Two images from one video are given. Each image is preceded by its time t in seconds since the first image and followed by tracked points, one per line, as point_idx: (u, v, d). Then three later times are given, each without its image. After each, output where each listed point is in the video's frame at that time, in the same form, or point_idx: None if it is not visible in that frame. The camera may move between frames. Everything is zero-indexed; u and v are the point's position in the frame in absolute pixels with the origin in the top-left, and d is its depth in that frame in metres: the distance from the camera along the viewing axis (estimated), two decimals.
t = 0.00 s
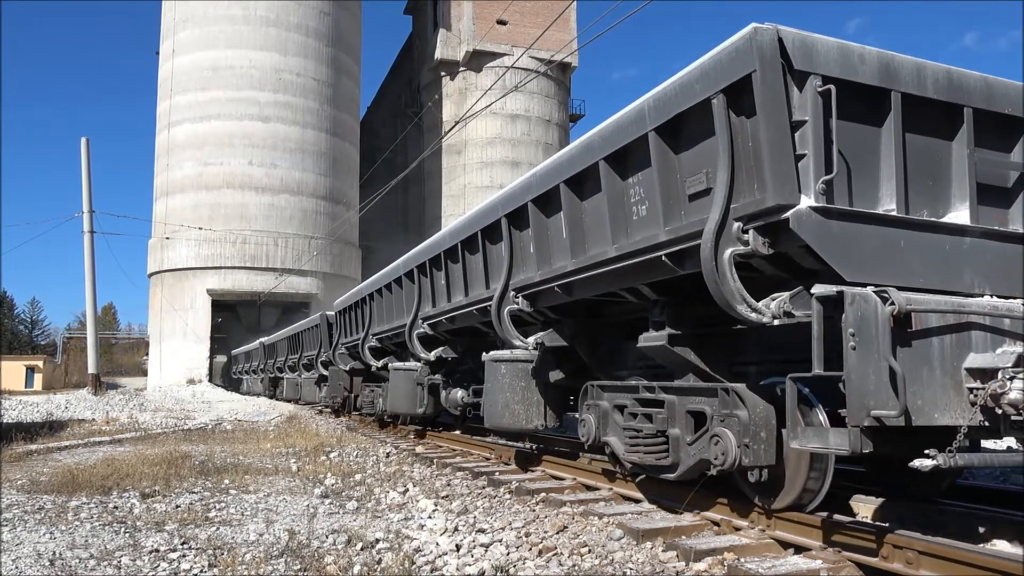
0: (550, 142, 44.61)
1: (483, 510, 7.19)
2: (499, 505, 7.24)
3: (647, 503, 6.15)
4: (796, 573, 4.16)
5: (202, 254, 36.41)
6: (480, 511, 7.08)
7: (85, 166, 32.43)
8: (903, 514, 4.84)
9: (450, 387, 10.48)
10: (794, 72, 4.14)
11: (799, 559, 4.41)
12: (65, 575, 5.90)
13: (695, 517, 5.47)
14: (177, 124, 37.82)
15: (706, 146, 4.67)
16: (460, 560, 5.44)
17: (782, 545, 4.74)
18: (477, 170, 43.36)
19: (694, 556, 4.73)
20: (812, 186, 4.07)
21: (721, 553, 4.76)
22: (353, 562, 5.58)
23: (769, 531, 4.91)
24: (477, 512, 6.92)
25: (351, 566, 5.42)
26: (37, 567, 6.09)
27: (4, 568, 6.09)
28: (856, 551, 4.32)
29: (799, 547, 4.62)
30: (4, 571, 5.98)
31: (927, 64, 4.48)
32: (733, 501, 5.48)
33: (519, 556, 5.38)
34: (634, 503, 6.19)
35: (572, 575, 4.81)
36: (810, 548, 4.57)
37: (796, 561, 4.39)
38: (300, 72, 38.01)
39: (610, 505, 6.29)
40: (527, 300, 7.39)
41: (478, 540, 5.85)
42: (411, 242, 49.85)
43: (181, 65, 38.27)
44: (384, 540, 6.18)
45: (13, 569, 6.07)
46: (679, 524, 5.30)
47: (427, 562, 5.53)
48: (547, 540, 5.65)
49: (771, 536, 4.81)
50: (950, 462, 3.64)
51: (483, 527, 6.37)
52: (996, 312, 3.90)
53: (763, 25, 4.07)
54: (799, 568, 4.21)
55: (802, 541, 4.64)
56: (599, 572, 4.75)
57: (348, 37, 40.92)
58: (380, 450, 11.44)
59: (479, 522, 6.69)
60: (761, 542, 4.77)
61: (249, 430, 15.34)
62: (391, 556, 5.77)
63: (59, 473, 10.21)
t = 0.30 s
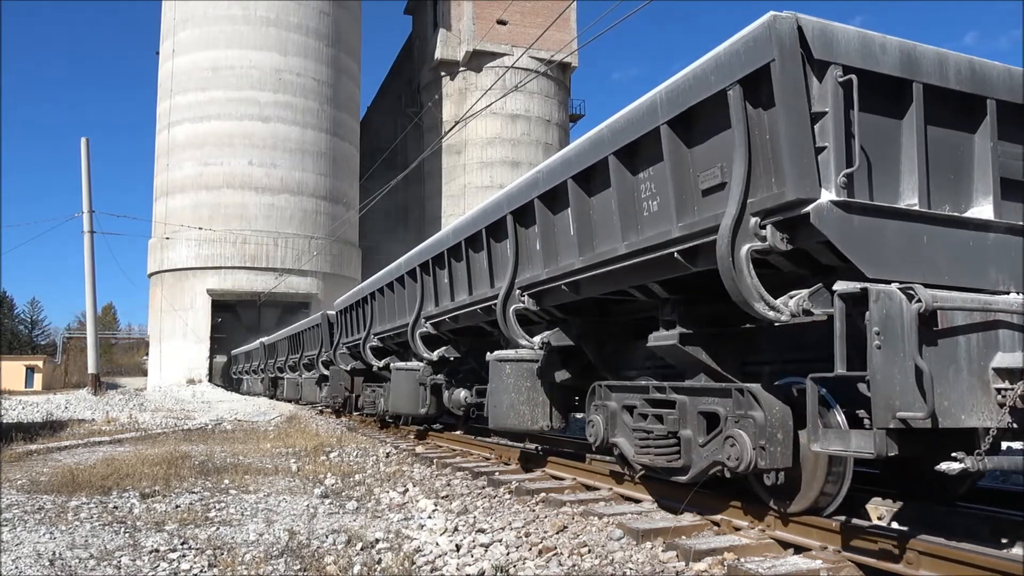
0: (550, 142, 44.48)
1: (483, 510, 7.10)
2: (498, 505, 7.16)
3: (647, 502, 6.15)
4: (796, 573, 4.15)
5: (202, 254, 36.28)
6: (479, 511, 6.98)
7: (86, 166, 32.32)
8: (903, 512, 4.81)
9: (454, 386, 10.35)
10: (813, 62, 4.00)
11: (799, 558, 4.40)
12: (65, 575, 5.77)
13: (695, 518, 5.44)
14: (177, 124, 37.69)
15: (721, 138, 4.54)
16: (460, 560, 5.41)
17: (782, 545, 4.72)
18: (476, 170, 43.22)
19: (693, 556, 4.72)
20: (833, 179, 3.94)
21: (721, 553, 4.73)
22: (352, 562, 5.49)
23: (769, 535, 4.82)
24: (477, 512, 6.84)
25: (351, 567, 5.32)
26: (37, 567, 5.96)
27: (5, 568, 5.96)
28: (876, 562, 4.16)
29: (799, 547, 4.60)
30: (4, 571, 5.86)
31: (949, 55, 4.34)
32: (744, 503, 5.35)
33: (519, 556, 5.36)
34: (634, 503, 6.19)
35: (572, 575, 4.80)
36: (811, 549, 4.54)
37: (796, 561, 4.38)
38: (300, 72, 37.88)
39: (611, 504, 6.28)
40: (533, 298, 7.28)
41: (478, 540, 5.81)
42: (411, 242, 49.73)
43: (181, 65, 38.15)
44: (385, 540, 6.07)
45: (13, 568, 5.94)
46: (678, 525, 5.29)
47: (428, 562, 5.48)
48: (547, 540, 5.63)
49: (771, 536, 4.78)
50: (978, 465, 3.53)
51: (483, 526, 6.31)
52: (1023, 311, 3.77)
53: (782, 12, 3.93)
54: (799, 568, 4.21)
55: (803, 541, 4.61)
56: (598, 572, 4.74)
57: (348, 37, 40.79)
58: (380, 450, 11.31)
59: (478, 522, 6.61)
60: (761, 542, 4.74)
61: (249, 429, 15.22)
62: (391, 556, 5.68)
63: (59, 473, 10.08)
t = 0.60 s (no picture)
0: (550, 142, 44.35)
1: (483, 511, 7.00)
2: (499, 505, 7.07)
3: (644, 502, 6.21)
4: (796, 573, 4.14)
5: (202, 254, 36.13)
6: (480, 511, 6.89)
7: (86, 166, 32.19)
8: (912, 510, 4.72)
9: (456, 387, 10.17)
10: (834, 51, 3.87)
11: (799, 558, 4.38)
12: None
13: (696, 517, 5.46)
14: (177, 124, 37.56)
15: (737, 130, 4.39)
16: (460, 560, 5.37)
17: (782, 545, 4.70)
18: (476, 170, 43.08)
19: (694, 555, 4.70)
20: (855, 172, 3.80)
21: (721, 552, 4.71)
22: (353, 563, 5.39)
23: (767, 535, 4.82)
24: (477, 512, 6.75)
25: (351, 567, 5.24)
26: (37, 567, 5.85)
27: (4, 569, 5.85)
28: (903, 569, 3.98)
29: (799, 547, 4.59)
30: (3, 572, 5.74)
31: (974, 44, 4.21)
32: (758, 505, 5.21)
33: (519, 556, 5.32)
34: (633, 503, 6.24)
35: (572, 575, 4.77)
36: (811, 549, 4.54)
37: (796, 561, 4.36)
38: (300, 72, 37.74)
39: (611, 504, 6.28)
40: (539, 297, 7.13)
41: (478, 540, 5.77)
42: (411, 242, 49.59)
43: (181, 65, 38.01)
44: (385, 540, 5.97)
45: (13, 569, 5.83)
46: (678, 525, 5.29)
47: (427, 562, 5.43)
48: (547, 540, 5.60)
49: (770, 536, 4.78)
50: (1008, 469, 3.48)
51: (483, 526, 6.24)
52: None
53: None
54: (799, 568, 4.19)
55: (802, 541, 4.60)
56: (599, 572, 4.72)
57: (349, 37, 40.66)
58: (380, 450, 11.17)
59: (479, 522, 6.53)
60: (761, 542, 4.73)
61: (249, 429, 15.08)
62: (391, 556, 5.59)
63: (59, 473, 9.94)
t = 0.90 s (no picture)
0: (550, 142, 44.20)
1: (483, 511, 6.91)
2: (499, 505, 7.00)
3: (645, 502, 6.21)
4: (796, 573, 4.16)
5: (202, 254, 35.99)
6: (480, 511, 6.81)
7: (86, 166, 32.04)
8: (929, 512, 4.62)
9: (459, 387, 10.08)
10: (857, 40, 3.72)
11: (799, 558, 4.41)
12: None
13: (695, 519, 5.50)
14: (177, 124, 37.41)
15: (754, 124, 4.25)
16: (460, 560, 5.36)
17: (782, 545, 4.74)
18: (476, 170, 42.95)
19: (693, 555, 4.74)
20: (880, 165, 3.66)
21: (721, 552, 4.76)
22: (353, 563, 5.30)
23: (769, 535, 4.85)
24: (477, 512, 6.68)
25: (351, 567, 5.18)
26: (37, 567, 5.74)
27: (3, 569, 5.73)
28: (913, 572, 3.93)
29: (800, 547, 4.62)
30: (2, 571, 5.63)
31: (999, 33, 4.07)
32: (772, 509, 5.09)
33: (519, 556, 5.33)
34: (633, 503, 6.25)
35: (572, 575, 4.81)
36: (811, 548, 4.56)
37: (796, 561, 4.38)
38: (300, 72, 37.60)
39: (611, 505, 6.29)
40: (545, 296, 6.99)
41: (478, 540, 5.75)
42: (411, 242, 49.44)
43: (181, 65, 37.87)
44: (385, 540, 5.88)
45: (12, 569, 5.71)
46: (678, 525, 5.32)
47: (427, 562, 5.42)
48: (547, 540, 5.62)
49: (771, 536, 4.82)
50: None
51: (483, 526, 6.19)
52: None
53: None
54: (799, 568, 4.21)
55: (802, 541, 4.63)
56: (599, 572, 4.76)
57: (349, 37, 40.51)
58: (380, 450, 11.04)
59: (479, 522, 6.45)
60: (761, 542, 4.78)
61: (249, 430, 14.94)
62: (391, 556, 5.53)
63: (59, 473, 9.81)
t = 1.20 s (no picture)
0: (550, 143, 44.07)
1: (483, 511, 6.80)
2: (499, 505, 6.88)
3: (644, 502, 6.22)
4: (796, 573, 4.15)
5: (202, 254, 35.87)
6: (480, 511, 6.70)
7: (86, 166, 31.93)
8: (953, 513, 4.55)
9: (462, 387, 9.96)
10: (881, 27, 3.58)
11: (799, 558, 4.40)
12: None
13: (695, 517, 5.51)
14: (177, 124, 37.27)
15: (772, 116, 4.12)
16: (460, 559, 5.26)
17: (782, 545, 4.72)
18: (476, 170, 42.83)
19: (694, 555, 4.72)
20: (906, 156, 3.52)
21: (721, 553, 4.73)
22: (353, 563, 5.20)
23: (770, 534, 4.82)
24: (477, 512, 6.57)
25: (351, 567, 5.08)
26: (37, 567, 5.62)
27: (3, 568, 5.62)
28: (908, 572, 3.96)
29: (799, 547, 4.62)
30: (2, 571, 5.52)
31: None
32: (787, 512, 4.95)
33: (519, 556, 5.26)
34: (634, 502, 6.26)
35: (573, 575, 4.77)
36: (811, 548, 4.56)
37: (796, 561, 4.37)
38: (300, 72, 37.45)
39: (611, 504, 6.28)
40: (552, 294, 6.84)
41: (478, 540, 5.65)
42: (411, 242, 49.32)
43: (181, 65, 37.74)
44: (385, 540, 5.76)
45: (12, 569, 5.60)
46: (678, 525, 5.30)
47: (427, 562, 5.31)
48: (547, 540, 5.54)
49: (771, 535, 4.79)
50: None
51: (483, 526, 6.08)
52: None
53: None
54: (799, 568, 4.20)
55: (802, 541, 4.64)
56: (599, 572, 4.73)
57: (349, 37, 40.38)
58: (381, 450, 10.90)
59: (479, 522, 6.33)
60: (761, 542, 4.75)
61: (249, 429, 14.81)
62: (391, 557, 5.42)
63: (59, 473, 9.67)
